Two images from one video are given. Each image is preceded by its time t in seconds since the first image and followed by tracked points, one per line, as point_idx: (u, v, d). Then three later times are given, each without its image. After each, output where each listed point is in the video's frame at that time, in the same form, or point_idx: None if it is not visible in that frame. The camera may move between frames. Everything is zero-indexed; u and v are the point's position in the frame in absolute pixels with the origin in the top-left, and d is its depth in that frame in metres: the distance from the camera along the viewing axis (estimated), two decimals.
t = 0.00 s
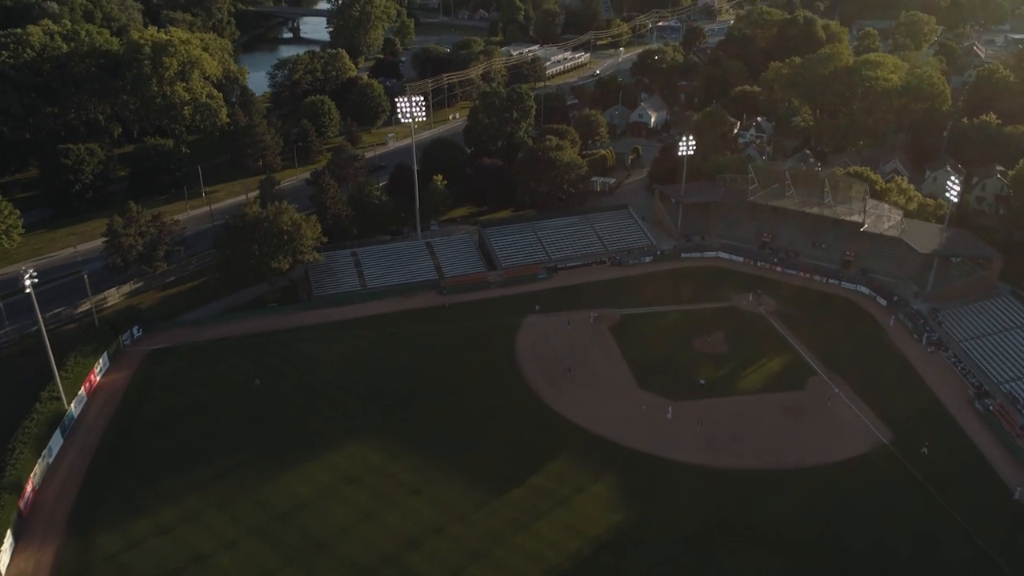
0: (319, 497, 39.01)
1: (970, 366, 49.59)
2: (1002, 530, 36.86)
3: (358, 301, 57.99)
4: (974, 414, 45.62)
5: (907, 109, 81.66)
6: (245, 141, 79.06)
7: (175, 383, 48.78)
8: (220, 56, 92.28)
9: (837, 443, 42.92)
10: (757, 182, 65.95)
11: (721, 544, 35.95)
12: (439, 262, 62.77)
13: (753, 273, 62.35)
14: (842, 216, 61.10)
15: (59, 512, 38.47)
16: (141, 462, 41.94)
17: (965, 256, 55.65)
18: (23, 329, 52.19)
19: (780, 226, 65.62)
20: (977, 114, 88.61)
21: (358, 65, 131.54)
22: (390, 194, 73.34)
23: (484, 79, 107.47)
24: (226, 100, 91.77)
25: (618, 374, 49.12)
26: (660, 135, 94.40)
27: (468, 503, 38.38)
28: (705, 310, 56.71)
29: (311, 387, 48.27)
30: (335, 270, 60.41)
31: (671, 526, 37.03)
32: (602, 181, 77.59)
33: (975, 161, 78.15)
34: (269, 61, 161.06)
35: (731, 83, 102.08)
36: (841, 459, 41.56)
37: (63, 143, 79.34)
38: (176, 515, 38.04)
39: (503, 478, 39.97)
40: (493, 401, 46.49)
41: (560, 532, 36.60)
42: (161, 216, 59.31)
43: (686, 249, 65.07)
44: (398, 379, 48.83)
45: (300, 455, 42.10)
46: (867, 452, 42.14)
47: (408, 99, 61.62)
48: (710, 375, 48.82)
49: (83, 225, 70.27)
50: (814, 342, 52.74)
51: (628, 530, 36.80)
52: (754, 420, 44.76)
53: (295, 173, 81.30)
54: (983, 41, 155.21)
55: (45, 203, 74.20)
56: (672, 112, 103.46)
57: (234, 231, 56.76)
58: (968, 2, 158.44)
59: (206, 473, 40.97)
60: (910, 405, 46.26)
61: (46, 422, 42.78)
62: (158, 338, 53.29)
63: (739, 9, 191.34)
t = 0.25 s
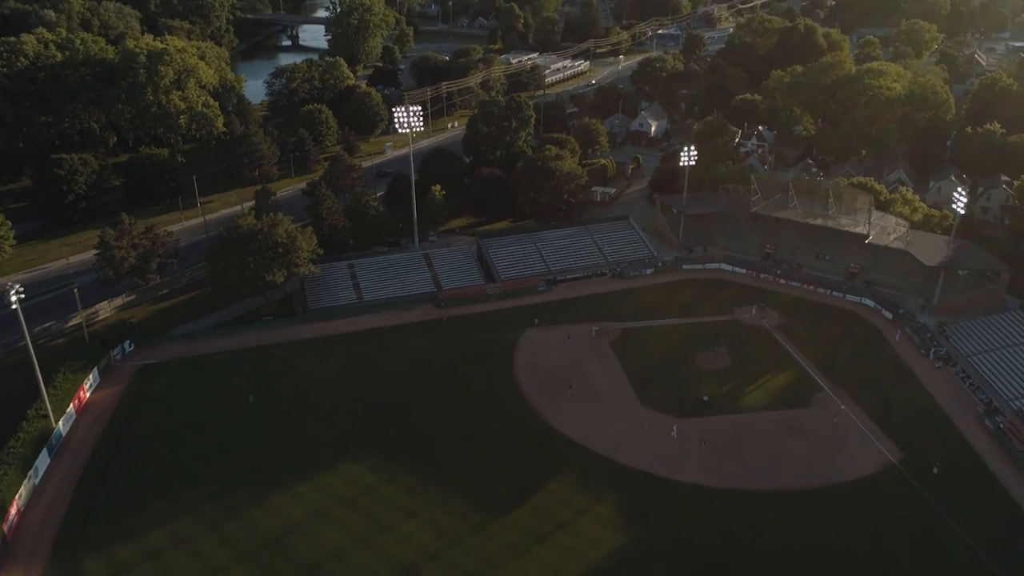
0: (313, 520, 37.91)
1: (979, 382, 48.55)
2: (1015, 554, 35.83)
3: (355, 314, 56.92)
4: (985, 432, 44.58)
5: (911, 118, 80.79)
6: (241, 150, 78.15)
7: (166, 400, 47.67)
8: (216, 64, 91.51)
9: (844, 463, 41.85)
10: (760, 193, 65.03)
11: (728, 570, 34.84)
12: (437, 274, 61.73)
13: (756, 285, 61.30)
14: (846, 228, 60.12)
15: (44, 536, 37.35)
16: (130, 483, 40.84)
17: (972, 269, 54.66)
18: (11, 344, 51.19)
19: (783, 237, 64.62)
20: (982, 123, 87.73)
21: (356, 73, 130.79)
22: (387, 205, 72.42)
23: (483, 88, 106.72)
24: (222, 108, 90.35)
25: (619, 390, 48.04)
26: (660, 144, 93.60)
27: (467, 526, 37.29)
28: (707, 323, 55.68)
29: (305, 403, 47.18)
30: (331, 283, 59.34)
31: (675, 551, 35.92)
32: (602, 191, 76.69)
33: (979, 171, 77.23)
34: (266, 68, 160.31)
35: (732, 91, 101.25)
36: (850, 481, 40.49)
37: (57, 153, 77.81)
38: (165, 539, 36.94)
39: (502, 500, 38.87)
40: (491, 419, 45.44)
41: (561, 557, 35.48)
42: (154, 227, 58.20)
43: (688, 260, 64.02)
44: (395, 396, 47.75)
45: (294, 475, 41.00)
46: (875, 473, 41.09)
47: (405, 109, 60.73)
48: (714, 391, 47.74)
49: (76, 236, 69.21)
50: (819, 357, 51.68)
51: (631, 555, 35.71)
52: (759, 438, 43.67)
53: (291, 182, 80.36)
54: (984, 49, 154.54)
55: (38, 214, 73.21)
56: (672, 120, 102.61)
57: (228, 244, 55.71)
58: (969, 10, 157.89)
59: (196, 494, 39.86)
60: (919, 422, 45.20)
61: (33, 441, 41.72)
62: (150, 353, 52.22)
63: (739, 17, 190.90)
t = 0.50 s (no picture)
0: (307, 544, 36.84)
1: (989, 398, 47.52)
2: None
3: (351, 328, 55.89)
4: (995, 450, 43.53)
5: (914, 127, 79.94)
6: (237, 160, 77.19)
7: (157, 417, 46.59)
8: (213, 73, 90.77)
9: (852, 484, 40.80)
10: (763, 204, 64.12)
11: None
12: (435, 286, 60.70)
13: (760, 298, 60.25)
14: (851, 239, 59.18)
15: (28, 561, 36.26)
16: (119, 505, 39.75)
17: (980, 281, 53.68)
18: None
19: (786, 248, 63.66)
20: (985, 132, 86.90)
21: (355, 81, 130.03)
22: (384, 215, 71.51)
23: (482, 96, 105.95)
24: (219, 116, 89.23)
25: (621, 407, 46.99)
26: (661, 153, 92.76)
27: (465, 550, 36.21)
28: (710, 337, 54.67)
29: (300, 421, 46.11)
30: (327, 296, 58.31)
31: None
32: (602, 201, 75.78)
33: (984, 180, 76.29)
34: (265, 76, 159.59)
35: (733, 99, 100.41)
36: (858, 502, 39.46)
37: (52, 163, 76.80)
38: (154, 564, 35.86)
39: (501, 523, 37.81)
40: (490, 437, 44.39)
41: None
42: (147, 239, 57.22)
43: (690, 272, 62.99)
44: (392, 413, 46.68)
45: (288, 497, 39.94)
46: (884, 494, 40.05)
47: (403, 119, 59.84)
48: (718, 408, 46.68)
49: (71, 248, 67.85)
50: (825, 373, 50.66)
51: None
52: (764, 458, 42.63)
53: (288, 193, 79.38)
54: (985, 57, 153.98)
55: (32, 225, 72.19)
56: (673, 129, 101.79)
57: (222, 256, 54.69)
58: (970, 18, 157.36)
59: (187, 517, 38.78)
60: (927, 440, 44.17)
61: (20, 462, 40.62)
62: (142, 368, 51.16)
63: (739, 25, 190.52)
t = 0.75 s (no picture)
0: (300, 569, 35.73)
1: (999, 414, 46.48)
2: None
3: (348, 342, 54.85)
4: (1008, 469, 42.47)
5: (918, 136, 79.15)
6: (233, 170, 76.24)
7: (148, 435, 45.47)
8: (210, 82, 89.99)
9: (861, 505, 39.73)
10: (766, 215, 63.18)
11: None
12: (433, 298, 59.67)
13: (763, 310, 59.24)
14: (856, 251, 58.23)
15: None
16: (107, 526, 38.60)
17: (988, 294, 52.69)
18: None
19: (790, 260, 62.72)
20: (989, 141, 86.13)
21: (353, 89, 129.33)
22: (382, 226, 70.56)
23: (482, 104, 105.13)
24: (216, 125, 88.30)
25: (623, 424, 45.93)
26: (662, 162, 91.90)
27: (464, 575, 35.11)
28: (713, 351, 53.63)
29: (295, 439, 45.02)
30: (323, 309, 57.26)
31: None
32: (603, 211, 74.87)
33: (989, 190, 75.41)
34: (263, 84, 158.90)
35: (733, 108, 99.73)
36: (867, 524, 38.39)
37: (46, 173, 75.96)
38: None
39: (501, 546, 36.72)
40: (490, 455, 43.30)
41: None
42: (140, 251, 56.17)
43: (692, 284, 62.01)
44: (388, 430, 45.59)
45: (281, 518, 38.84)
46: (894, 515, 38.97)
47: (400, 129, 58.96)
48: (722, 426, 45.62)
49: (63, 259, 67.02)
50: (831, 389, 49.61)
51: None
52: (771, 477, 41.55)
53: (285, 202, 78.42)
54: (986, 64, 153.43)
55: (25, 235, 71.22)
56: (673, 138, 101.01)
57: (215, 269, 53.65)
58: (970, 26, 156.95)
59: (177, 539, 37.66)
60: (938, 458, 43.12)
61: (5, 482, 39.48)
62: (134, 384, 50.08)
63: (738, 33, 190.20)
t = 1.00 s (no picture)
0: None
1: (1010, 432, 45.43)
2: None
3: (344, 356, 53.82)
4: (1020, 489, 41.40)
5: (922, 145, 78.29)
6: (229, 180, 75.38)
7: (138, 453, 44.35)
8: (207, 91, 89.17)
9: (871, 527, 38.63)
10: (769, 226, 62.23)
11: None
12: (432, 311, 58.62)
13: (767, 323, 58.24)
14: (862, 263, 57.26)
15: None
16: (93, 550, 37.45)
17: (997, 308, 51.70)
18: None
19: (794, 271, 61.76)
20: (994, 150, 85.23)
21: (352, 98, 128.60)
22: (379, 237, 69.61)
23: (481, 113, 104.38)
24: (212, 134, 87.44)
25: (626, 443, 44.87)
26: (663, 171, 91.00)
27: None
28: (717, 366, 52.59)
29: (289, 458, 43.92)
30: (319, 322, 56.21)
31: None
32: (603, 222, 73.90)
33: (995, 200, 74.46)
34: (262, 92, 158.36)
35: (734, 117, 98.94)
36: (878, 548, 37.27)
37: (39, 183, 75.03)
38: None
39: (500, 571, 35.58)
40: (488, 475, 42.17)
41: None
42: (133, 264, 55.20)
43: (694, 296, 61.06)
44: (385, 449, 44.51)
45: (274, 541, 37.73)
46: (905, 537, 37.88)
47: (398, 139, 58.07)
48: (726, 444, 44.53)
49: (56, 270, 66.07)
50: (837, 405, 48.58)
51: None
52: (777, 497, 40.47)
53: (282, 213, 77.48)
54: (987, 72, 152.67)
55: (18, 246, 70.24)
56: (674, 146, 100.20)
57: (209, 282, 52.63)
58: (971, 33, 156.35)
59: (166, 562, 36.55)
60: (949, 478, 42.05)
61: None
62: (125, 400, 49.01)
63: (738, 41, 189.64)
